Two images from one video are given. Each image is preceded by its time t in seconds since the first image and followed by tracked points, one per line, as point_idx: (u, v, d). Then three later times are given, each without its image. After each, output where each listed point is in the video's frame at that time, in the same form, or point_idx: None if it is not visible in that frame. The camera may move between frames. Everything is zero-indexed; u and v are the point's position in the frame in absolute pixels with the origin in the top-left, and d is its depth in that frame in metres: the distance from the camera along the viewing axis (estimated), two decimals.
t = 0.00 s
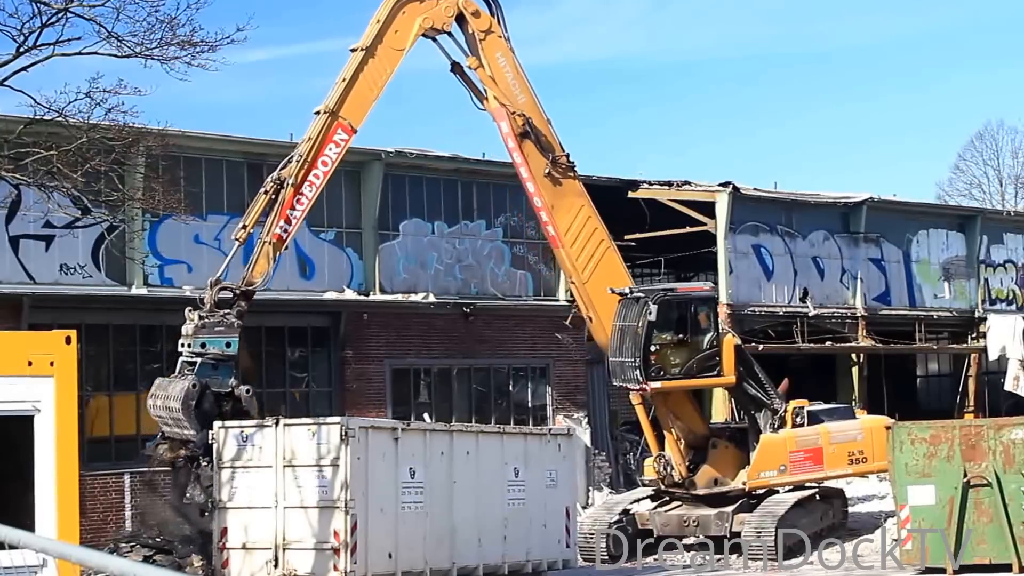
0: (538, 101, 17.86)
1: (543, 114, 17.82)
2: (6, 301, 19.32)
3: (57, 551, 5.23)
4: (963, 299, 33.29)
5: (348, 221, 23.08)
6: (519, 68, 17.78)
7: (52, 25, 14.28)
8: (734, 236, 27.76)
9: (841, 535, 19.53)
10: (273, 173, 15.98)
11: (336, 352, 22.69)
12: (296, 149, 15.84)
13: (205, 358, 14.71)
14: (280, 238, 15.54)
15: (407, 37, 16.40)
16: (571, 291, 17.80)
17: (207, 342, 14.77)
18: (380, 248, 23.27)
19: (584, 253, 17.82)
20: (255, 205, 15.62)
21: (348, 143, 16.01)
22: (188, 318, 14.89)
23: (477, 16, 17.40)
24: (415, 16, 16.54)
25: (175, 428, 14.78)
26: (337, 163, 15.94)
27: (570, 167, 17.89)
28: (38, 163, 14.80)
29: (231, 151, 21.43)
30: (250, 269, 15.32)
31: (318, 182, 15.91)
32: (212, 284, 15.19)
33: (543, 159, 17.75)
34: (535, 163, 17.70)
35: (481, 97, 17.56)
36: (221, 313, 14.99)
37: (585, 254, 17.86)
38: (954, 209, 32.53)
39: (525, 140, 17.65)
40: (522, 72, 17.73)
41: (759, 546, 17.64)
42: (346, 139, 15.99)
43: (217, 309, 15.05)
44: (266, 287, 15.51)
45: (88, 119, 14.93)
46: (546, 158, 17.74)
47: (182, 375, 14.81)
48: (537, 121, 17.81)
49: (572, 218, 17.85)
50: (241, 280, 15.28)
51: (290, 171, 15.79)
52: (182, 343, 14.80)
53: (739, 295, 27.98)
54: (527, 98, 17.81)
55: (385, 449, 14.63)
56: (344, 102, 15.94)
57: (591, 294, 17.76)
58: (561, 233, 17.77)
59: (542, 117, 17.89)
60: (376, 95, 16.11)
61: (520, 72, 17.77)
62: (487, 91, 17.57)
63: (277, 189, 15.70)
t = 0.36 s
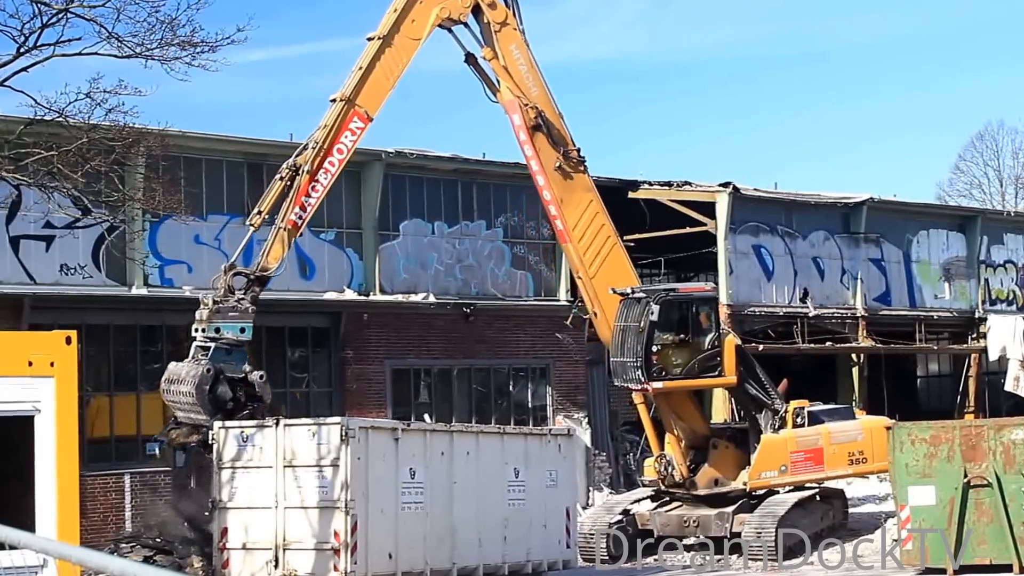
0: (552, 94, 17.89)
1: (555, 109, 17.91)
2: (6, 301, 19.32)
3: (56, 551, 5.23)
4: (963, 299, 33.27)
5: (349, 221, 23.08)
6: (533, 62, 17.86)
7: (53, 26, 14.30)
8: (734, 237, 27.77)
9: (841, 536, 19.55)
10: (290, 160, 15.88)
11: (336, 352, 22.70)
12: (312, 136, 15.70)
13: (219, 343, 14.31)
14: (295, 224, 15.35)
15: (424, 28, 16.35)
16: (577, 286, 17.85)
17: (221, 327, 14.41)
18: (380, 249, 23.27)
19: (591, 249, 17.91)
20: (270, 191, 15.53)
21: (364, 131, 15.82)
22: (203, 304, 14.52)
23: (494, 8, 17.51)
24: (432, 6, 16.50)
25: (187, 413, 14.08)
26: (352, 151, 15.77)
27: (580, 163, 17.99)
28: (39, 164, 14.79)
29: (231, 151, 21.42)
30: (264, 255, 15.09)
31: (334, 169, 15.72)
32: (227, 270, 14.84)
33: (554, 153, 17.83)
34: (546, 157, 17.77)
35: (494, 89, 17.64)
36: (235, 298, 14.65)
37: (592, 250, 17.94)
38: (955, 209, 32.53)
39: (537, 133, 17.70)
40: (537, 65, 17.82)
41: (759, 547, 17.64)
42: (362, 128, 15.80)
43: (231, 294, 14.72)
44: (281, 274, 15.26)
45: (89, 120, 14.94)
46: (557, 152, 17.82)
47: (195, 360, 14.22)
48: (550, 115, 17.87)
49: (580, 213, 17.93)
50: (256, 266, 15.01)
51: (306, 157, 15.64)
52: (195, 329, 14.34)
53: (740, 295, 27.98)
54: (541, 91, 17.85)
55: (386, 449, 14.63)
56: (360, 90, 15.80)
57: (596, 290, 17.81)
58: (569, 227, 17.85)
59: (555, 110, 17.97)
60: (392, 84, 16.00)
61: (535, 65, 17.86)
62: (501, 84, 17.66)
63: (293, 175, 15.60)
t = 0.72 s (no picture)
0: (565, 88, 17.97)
1: (567, 102, 17.95)
2: (6, 301, 19.32)
3: (57, 552, 5.24)
4: (963, 299, 33.22)
5: (348, 222, 23.07)
6: (548, 55, 17.89)
7: (54, 26, 14.33)
8: (734, 237, 27.77)
9: (841, 536, 19.57)
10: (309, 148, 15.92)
11: (336, 352, 22.70)
12: (331, 125, 15.73)
13: (238, 331, 14.24)
14: (314, 213, 15.46)
15: (443, 17, 16.23)
16: (583, 280, 17.96)
17: (241, 315, 14.34)
18: (380, 250, 23.27)
19: (600, 244, 17.99)
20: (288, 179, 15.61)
21: (383, 121, 15.82)
22: (223, 292, 14.50)
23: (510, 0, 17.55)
24: None
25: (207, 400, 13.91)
26: (371, 141, 15.77)
27: (591, 158, 18.05)
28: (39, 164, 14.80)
29: (231, 151, 21.42)
30: (283, 243, 15.19)
31: (353, 159, 15.76)
32: (246, 257, 14.81)
33: (566, 147, 17.87)
34: (557, 151, 17.81)
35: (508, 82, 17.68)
36: (255, 286, 14.60)
37: (601, 245, 18.02)
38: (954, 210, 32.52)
39: (550, 127, 17.76)
40: (551, 59, 17.86)
41: (759, 547, 17.63)
42: (380, 117, 15.81)
43: (251, 282, 14.73)
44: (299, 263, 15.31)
45: (89, 120, 14.95)
46: (568, 146, 17.86)
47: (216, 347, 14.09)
48: (563, 109, 17.91)
49: (589, 209, 17.99)
50: (276, 253, 15.09)
51: (324, 146, 15.68)
52: (215, 317, 14.36)
53: (740, 295, 27.99)
54: (554, 85, 17.93)
55: (386, 449, 14.64)
56: (378, 80, 15.78)
57: (602, 285, 17.90)
58: (578, 222, 17.92)
59: (568, 104, 18.02)
60: (410, 75, 15.97)
61: (549, 58, 17.89)
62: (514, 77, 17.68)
63: (311, 164, 15.67)
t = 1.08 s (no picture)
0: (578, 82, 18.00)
1: (581, 97, 18.01)
2: (6, 301, 19.33)
3: (57, 552, 5.26)
4: (962, 300, 33.19)
5: (349, 222, 23.07)
6: (562, 49, 17.93)
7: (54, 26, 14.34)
8: (734, 237, 27.80)
9: (840, 536, 19.59)
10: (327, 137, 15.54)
11: (337, 352, 22.70)
12: (351, 114, 15.46)
13: (260, 319, 13.74)
14: (334, 203, 15.10)
15: (462, 9, 16.36)
16: (590, 276, 17.99)
17: (262, 304, 13.87)
18: (380, 250, 23.27)
19: (608, 239, 18.04)
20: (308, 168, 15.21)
21: (402, 111, 15.65)
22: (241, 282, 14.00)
23: None
24: None
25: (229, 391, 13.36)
26: (391, 130, 15.56)
27: (602, 154, 18.11)
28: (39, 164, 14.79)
29: (231, 150, 21.42)
30: (305, 232, 14.84)
31: (373, 148, 15.45)
32: (264, 245, 14.54)
33: (578, 142, 17.94)
34: (569, 145, 17.88)
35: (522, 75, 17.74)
36: (275, 275, 14.20)
37: (609, 241, 18.06)
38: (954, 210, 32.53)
39: (563, 121, 17.83)
40: (565, 52, 17.90)
41: (759, 547, 17.63)
42: (401, 107, 15.64)
43: (270, 271, 14.31)
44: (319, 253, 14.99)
45: (89, 120, 14.95)
46: (580, 141, 17.93)
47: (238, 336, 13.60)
48: (576, 103, 17.97)
49: (599, 204, 18.04)
50: (296, 242, 14.71)
51: (345, 134, 15.31)
52: (235, 306, 13.85)
53: (740, 296, 28.02)
54: (568, 79, 17.95)
55: (386, 450, 14.65)
56: (398, 70, 15.70)
57: (609, 281, 17.93)
58: (587, 217, 17.97)
59: (581, 98, 18.05)
60: (427, 67, 15.99)
61: (564, 52, 17.94)
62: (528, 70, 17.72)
63: (332, 153, 15.22)
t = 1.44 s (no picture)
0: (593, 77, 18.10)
1: (596, 92, 18.08)
2: (6, 301, 19.33)
3: (57, 552, 5.26)
4: (962, 300, 33.19)
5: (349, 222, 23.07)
6: (578, 43, 18.01)
7: (55, 26, 14.35)
8: (734, 237, 27.82)
9: (840, 537, 19.60)
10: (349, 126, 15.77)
11: (337, 353, 22.70)
12: (374, 104, 15.66)
13: (284, 307, 13.92)
14: (357, 192, 15.37)
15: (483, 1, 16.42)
16: (598, 272, 18.04)
17: (286, 291, 14.08)
18: (380, 250, 23.27)
19: (617, 235, 18.09)
20: (331, 157, 15.44)
21: (423, 101, 15.80)
22: (267, 272, 14.29)
23: None
24: None
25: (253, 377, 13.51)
26: (413, 121, 15.75)
27: (614, 150, 18.18)
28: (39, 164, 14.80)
29: (231, 150, 21.41)
30: (327, 220, 15.10)
31: (394, 138, 15.70)
32: (291, 232, 14.72)
33: (590, 137, 18.01)
34: (581, 139, 17.94)
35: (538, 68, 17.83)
36: (299, 264, 14.46)
37: (618, 237, 18.11)
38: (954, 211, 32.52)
39: (576, 115, 17.90)
40: (581, 47, 17.99)
41: (759, 547, 17.61)
42: (421, 97, 15.78)
43: (294, 259, 14.63)
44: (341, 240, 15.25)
45: (89, 120, 14.94)
46: (593, 136, 18.01)
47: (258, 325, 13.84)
48: (590, 98, 18.05)
49: (610, 200, 18.10)
50: (318, 231, 14.95)
51: (367, 124, 15.58)
52: (260, 294, 14.12)
53: (741, 296, 28.04)
54: (583, 73, 18.03)
55: (387, 450, 14.65)
56: (419, 61, 15.80)
57: (616, 278, 17.98)
58: (597, 212, 18.00)
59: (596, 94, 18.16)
60: (449, 59, 16.04)
61: (579, 47, 18.02)
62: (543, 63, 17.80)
63: (354, 142, 15.48)
